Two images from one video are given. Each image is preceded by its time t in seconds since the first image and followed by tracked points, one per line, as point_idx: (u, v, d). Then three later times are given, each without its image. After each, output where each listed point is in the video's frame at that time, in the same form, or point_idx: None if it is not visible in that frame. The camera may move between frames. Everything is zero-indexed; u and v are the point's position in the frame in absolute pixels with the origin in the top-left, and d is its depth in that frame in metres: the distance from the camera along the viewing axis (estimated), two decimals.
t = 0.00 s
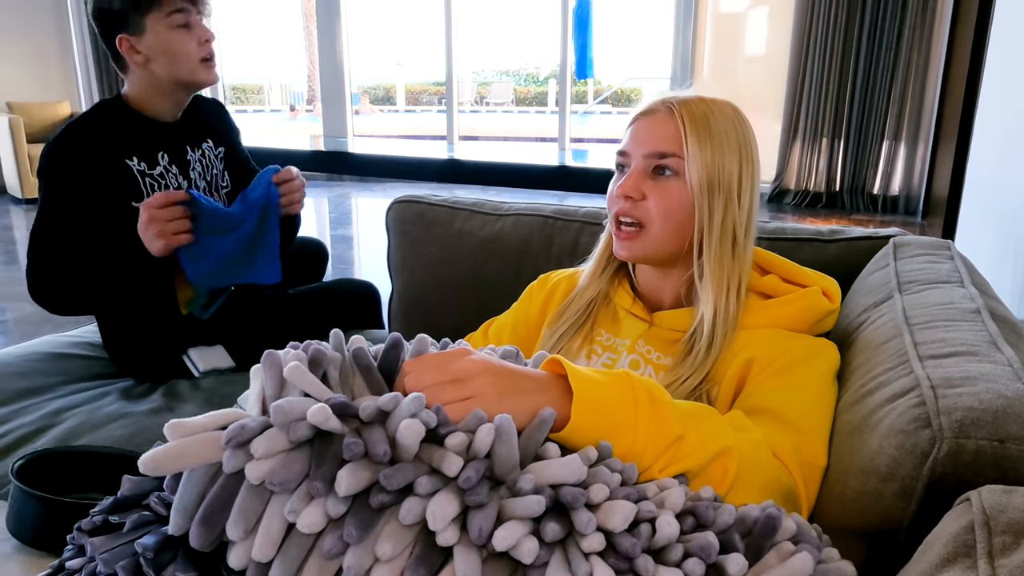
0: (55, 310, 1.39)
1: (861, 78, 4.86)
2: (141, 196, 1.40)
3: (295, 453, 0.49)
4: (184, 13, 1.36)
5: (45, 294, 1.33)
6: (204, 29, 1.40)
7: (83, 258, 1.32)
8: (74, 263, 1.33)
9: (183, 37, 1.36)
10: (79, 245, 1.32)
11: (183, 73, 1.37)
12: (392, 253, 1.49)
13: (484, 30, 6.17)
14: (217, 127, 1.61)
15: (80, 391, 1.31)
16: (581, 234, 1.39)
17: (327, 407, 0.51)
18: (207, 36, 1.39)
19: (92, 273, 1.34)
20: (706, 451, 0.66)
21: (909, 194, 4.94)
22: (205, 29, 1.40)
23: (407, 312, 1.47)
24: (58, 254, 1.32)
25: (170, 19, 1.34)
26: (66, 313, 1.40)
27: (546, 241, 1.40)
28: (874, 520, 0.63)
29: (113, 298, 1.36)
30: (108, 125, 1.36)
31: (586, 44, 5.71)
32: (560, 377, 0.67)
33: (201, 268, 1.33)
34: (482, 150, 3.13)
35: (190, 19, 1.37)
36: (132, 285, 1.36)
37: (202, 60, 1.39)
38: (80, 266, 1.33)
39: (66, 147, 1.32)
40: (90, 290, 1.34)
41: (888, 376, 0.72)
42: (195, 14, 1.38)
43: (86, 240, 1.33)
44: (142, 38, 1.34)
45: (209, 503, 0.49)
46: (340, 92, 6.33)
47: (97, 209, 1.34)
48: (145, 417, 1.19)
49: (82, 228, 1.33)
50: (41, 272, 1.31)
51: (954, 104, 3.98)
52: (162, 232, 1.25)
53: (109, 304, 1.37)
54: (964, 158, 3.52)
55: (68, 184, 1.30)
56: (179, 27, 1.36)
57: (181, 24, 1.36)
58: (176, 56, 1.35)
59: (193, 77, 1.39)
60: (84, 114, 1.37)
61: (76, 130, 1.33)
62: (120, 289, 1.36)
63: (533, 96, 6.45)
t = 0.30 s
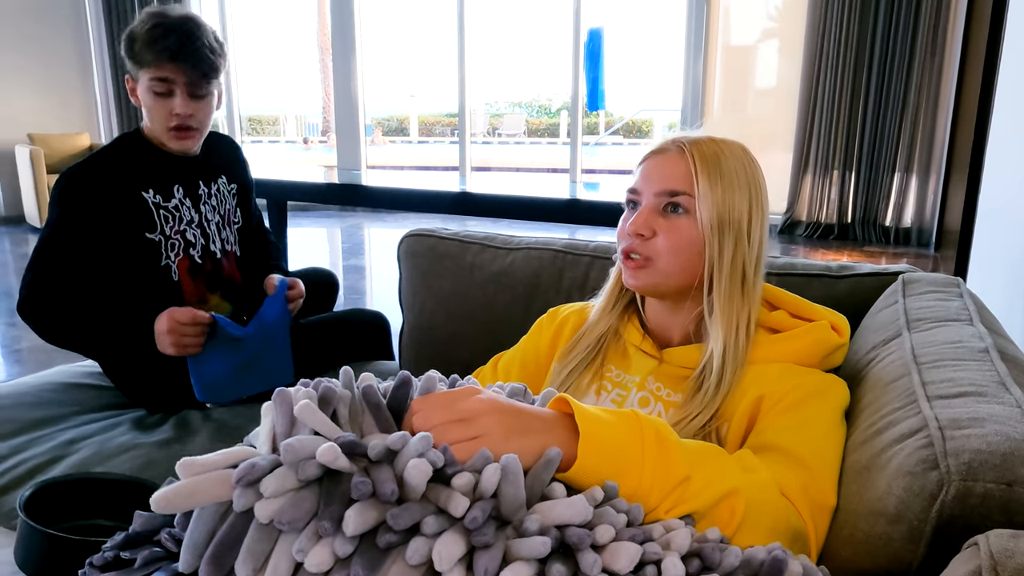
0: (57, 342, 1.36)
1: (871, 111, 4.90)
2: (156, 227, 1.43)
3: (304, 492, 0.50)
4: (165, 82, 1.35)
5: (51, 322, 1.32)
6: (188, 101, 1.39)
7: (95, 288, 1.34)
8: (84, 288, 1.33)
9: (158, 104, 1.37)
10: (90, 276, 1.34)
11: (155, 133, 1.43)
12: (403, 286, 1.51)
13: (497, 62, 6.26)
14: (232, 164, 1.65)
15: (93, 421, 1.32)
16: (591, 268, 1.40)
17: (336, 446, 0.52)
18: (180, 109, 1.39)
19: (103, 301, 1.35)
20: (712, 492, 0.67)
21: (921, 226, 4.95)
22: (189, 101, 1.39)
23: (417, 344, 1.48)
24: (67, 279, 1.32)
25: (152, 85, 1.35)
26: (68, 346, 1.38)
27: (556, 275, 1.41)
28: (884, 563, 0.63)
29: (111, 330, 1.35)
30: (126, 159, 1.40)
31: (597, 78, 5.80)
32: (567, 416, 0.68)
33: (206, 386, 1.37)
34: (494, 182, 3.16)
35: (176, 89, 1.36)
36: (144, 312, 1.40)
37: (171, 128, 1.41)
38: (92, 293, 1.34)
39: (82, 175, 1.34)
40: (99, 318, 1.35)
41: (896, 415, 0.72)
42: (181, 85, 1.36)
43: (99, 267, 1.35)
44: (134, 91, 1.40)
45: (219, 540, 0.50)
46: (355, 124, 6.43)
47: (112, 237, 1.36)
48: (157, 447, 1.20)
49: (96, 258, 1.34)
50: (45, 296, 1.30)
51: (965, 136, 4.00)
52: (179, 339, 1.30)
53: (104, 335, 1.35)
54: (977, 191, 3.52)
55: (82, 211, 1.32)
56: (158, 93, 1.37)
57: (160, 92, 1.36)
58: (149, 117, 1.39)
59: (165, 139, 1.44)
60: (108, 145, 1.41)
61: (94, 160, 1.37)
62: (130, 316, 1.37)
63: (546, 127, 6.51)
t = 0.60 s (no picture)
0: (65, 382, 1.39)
1: (878, 144, 4.94)
2: (163, 272, 1.47)
3: (305, 539, 0.52)
4: (199, 119, 1.48)
5: (59, 363, 1.35)
6: (218, 134, 1.50)
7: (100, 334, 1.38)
8: (94, 332, 1.37)
9: (189, 139, 1.46)
10: (94, 324, 1.37)
11: (187, 171, 1.47)
12: (410, 323, 1.54)
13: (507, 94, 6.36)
14: (241, 206, 1.70)
15: (103, 456, 1.35)
16: (593, 308, 1.42)
17: (337, 493, 0.54)
18: (216, 143, 1.49)
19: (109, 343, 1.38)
20: (705, 536, 0.69)
21: (930, 259, 4.95)
22: (219, 135, 1.50)
23: (423, 381, 1.50)
24: (76, 323, 1.36)
25: (184, 123, 1.46)
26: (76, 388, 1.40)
27: (559, 314, 1.43)
28: None
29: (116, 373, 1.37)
30: (136, 205, 1.44)
31: (607, 110, 5.93)
32: (561, 461, 0.70)
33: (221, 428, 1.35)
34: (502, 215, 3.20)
35: (206, 125, 1.49)
36: (152, 355, 1.44)
37: (206, 162, 1.48)
38: (98, 336, 1.38)
39: (95, 220, 1.38)
40: (106, 361, 1.37)
41: (888, 462, 0.73)
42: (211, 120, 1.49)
43: (106, 312, 1.38)
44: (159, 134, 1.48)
45: None
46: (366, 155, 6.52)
47: (121, 282, 1.40)
48: (167, 482, 1.23)
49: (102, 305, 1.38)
50: (55, 341, 1.34)
51: (973, 169, 4.02)
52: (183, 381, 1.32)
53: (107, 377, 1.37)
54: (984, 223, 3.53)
55: (93, 255, 1.36)
56: (192, 130, 1.48)
57: (193, 128, 1.47)
58: (184, 153, 1.46)
59: (197, 176, 1.49)
60: (120, 190, 1.46)
61: (106, 206, 1.41)
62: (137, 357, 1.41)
63: (555, 158, 6.55)
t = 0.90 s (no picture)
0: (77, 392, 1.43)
1: (882, 165, 4.97)
2: (180, 289, 1.50)
3: (296, 559, 0.55)
4: (218, 135, 1.51)
5: (74, 374, 1.38)
6: (237, 150, 1.54)
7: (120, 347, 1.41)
8: (109, 346, 1.41)
9: (209, 156, 1.50)
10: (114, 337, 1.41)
11: (204, 187, 1.51)
12: (410, 345, 1.56)
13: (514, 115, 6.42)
14: (252, 230, 1.73)
15: (107, 474, 1.37)
16: (591, 330, 1.43)
17: (327, 515, 0.57)
18: (234, 158, 1.52)
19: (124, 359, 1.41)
20: (690, 555, 0.72)
21: (935, 279, 4.95)
22: (238, 151, 1.54)
23: (421, 401, 1.52)
24: (91, 338, 1.39)
25: (204, 140, 1.50)
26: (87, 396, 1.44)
27: (557, 336, 1.45)
28: None
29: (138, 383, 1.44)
30: (156, 223, 1.48)
31: (612, 130, 5.99)
32: (550, 479, 0.73)
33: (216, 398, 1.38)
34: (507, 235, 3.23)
35: (225, 142, 1.52)
36: (163, 369, 1.46)
37: (224, 178, 1.51)
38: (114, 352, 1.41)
39: (111, 241, 1.42)
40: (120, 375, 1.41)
41: (871, 486, 0.75)
42: (230, 136, 1.53)
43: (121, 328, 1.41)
44: (180, 152, 1.52)
45: None
46: (372, 173, 6.57)
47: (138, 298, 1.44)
48: (168, 501, 1.25)
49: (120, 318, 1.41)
50: (72, 355, 1.38)
51: (976, 189, 4.04)
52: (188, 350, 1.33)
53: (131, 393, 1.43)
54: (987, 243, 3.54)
55: (112, 273, 1.40)
56: (211, 146, 1.51)
57: (212, 145, 1.51)
58: (203, 170, 1.50)
59: (216, 191, 1.53)
60: (140, 210, 1.49)
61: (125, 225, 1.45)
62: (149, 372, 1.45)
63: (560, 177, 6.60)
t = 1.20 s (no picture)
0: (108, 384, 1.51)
1: (887, 183, 4.98)
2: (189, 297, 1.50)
3: (297, 568, 0.63)
4: (231, 147, 1.51)
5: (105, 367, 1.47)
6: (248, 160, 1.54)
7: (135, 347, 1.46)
8: (126, 346, 1.46)
9: (223, 168, 1.51)
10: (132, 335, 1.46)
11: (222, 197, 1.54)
12: (413, 362, 1.56)
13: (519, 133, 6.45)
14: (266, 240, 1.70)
15: (110, 490, 1.37)
16: (594, 347, 1.43)
17: (328, 527, 0.65)
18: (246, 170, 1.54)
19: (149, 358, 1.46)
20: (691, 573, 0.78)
21: (941, 296, 4.91)
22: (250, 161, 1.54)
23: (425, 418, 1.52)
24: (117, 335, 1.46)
25: (215, 152, 1.50)
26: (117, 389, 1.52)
27: (561, 353, 1.44)
28: None
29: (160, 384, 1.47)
30: (170, 231, 1.53)
31: (617, 147, 6.02)
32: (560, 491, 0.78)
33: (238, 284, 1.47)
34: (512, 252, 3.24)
35: (236, 152, 1.52)
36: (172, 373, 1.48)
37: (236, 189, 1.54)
38: (146, 362, 1.46)
39: (135, 249, 1.51)
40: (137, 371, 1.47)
41: (874, 504, 0.74)
42: (242, 146, 1.52)
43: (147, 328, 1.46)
44: (191, 164, 1.53)
45: None
46: (378, 190, 6.61)
47: (165, 302, 1.47)
48: (170, 518, 1.25)
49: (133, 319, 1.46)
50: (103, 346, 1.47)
51: (980, 206, 4.04)
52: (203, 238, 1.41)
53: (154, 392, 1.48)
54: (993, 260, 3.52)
55: (133, 275, 1.48)
56: (223, 158, 1.51)
57: (224, 156, 1.50)
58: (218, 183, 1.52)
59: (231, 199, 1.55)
60: (159, 217, 1.54)
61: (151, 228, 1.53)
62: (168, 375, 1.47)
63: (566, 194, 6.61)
